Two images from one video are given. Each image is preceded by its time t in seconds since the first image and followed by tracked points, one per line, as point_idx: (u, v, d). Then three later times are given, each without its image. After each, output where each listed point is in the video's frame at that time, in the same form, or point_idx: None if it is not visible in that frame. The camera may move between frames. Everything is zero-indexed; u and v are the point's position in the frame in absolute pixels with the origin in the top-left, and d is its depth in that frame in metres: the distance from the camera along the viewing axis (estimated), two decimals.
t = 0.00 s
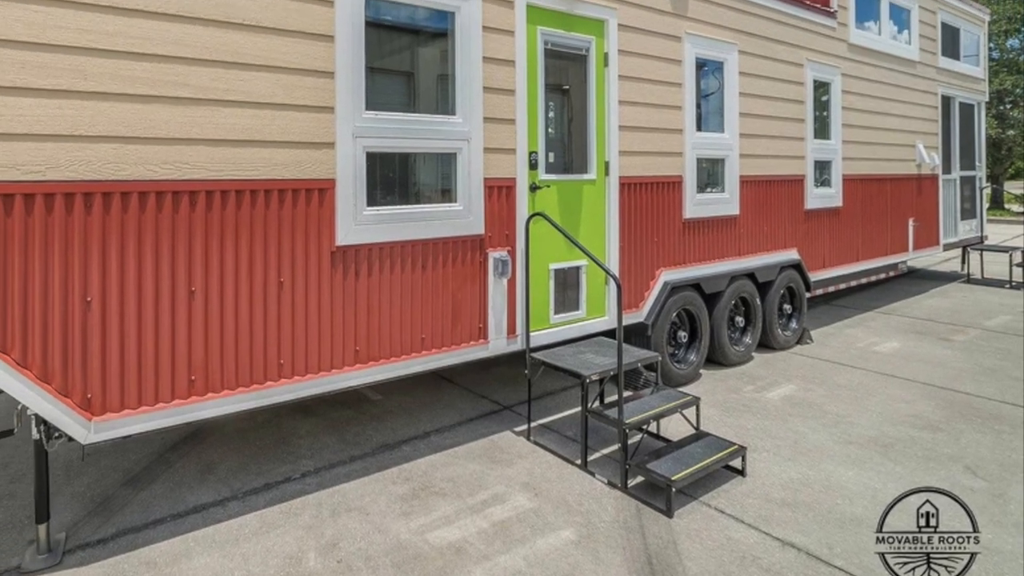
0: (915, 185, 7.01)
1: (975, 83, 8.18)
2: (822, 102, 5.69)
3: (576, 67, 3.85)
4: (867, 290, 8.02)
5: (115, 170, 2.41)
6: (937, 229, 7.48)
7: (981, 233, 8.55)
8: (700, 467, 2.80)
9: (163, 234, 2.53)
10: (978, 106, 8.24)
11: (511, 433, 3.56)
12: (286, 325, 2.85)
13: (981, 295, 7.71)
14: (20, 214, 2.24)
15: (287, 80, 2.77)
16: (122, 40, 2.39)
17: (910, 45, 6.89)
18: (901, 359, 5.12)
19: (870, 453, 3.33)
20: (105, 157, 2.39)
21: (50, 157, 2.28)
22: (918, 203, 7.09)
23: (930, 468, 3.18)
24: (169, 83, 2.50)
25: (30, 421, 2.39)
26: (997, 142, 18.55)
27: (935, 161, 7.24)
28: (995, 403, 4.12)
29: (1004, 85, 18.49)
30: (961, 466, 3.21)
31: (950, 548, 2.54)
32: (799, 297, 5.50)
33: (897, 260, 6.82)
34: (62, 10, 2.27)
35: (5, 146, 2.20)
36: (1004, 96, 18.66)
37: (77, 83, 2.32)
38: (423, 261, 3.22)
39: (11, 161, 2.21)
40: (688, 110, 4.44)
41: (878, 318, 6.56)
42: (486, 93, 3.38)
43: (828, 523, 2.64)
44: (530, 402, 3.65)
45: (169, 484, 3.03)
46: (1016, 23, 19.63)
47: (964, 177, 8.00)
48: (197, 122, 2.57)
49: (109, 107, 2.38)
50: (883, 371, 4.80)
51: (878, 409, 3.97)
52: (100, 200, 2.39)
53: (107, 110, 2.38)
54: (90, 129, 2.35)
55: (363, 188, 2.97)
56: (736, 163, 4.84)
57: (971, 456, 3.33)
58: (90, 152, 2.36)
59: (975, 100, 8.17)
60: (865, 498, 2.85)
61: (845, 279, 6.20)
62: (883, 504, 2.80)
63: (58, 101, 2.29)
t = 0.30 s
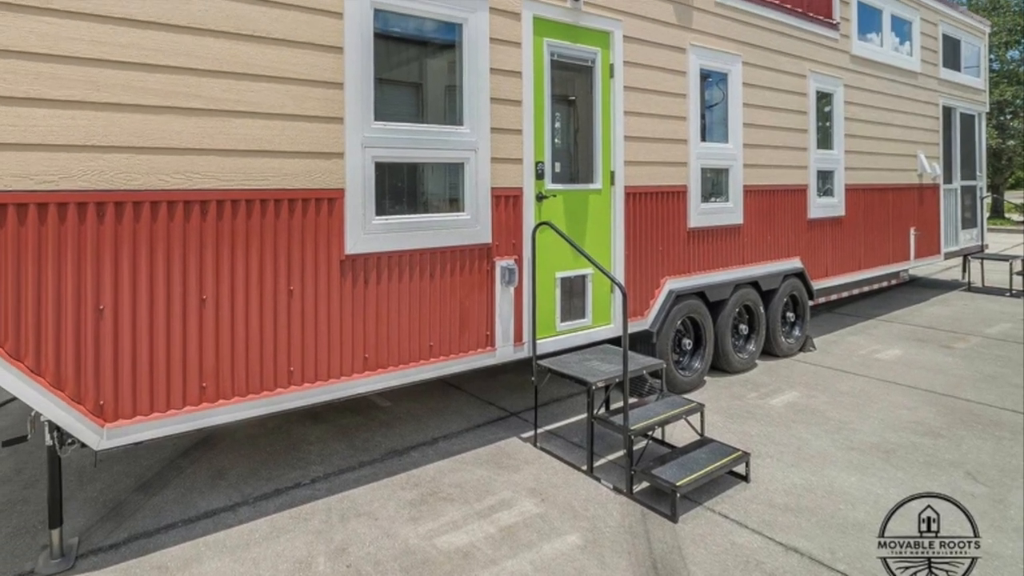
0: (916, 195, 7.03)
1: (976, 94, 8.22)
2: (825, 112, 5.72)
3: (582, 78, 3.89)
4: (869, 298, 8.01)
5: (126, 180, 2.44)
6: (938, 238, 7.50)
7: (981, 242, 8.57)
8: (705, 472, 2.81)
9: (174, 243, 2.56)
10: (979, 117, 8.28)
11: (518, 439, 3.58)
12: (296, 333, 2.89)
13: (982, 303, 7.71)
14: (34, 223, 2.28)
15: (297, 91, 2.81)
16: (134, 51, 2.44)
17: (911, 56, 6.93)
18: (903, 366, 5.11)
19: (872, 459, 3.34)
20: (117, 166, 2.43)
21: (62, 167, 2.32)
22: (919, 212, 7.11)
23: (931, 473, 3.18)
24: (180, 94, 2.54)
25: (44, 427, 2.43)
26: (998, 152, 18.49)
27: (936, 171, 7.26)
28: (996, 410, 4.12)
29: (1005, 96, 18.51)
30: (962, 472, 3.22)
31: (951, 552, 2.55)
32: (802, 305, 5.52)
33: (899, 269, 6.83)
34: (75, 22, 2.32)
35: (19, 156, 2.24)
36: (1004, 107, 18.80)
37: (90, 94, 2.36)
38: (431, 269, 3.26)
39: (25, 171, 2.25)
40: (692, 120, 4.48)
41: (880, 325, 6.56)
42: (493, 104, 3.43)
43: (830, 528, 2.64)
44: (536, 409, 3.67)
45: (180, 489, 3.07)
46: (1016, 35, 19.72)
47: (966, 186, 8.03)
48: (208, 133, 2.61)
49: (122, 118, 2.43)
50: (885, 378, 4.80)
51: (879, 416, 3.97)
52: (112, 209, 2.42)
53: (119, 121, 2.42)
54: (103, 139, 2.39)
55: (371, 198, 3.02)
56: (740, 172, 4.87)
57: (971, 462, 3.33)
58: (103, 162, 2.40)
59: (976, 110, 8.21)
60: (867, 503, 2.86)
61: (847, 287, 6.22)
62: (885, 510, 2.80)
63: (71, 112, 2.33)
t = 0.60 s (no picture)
0: (918, 204, 7.08)
1: (976, 104, 8.27)
2: (827, 123, 5.77)
3: (588, 89, 3.94)
4: (870, 306, 8.03)
5: (137, 189, 2.47)
6: (938, 247, 7.53)
7: (981, 250, 8.62)
8: (709, 478, 2.83)
9: (185, 252, 2.59)
10: (979, 127, 8.33)
11: (525, 445, 3.60)
12: (306, 341, 2.92)
13: (982, 311, 7.73)
14: (46, 232, 2.30)
15: (306, 102, 2.84)
16: (145, 62, 2.46)
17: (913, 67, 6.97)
18: (905, 374, 5.11)
19: (874, 465, 3.35)
20: (129, 176, 2.45)
21: (75, 176, 2.34)
22: (920, 222, 7.15)
23: (932, 479, 3.19)
24: (192, 105, 2.56)
25: (57, 433, 2.46)
26: (998, 162, 19.10)
27: (937, 181, 7.30)
28: (996, 416, 4.12)
29: (1005, 107, 19.17)
30: (962, 477, 3.23)
31: (952, 558, 2.58)
32: (804, 313, 5.55)
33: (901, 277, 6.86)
34: (87, 35, 2.33)
35: (32, 166, 2.26)
36: (1005, 118, 19.41)
37: (102, 104, 2.38)
38: (439, 277, 3.31)
39: (38, 181, 2.27)
40: (697, 131, 4.52)
41: (882, 333, 6.57)
42: (500, 114, 3.47)
43: (833, 533, 2.65)
44: (543, 415, 3.69)
45: (191, 495, 3.10)
46: (1016, 46, 20.69)
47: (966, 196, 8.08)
48: (219, 142, 2.64)
49: (134, 128, 2.45)
50: (887, 385, 4.80)
51: (881, 422, 3.98)
52: (124, 219, 2.45)
53: (131, 131, 2.45)
54: (116, 148, 2.42)
55: (380, 207, 3.06)
56: (744, 182, 4.91)
57: (972, 468, 3.34)
58: (115, 171, 2.42)
59: (976, 121, 8.27)
60: (869, 508, 2.86)
61: (850, 295, 6.24)
62: (887, 515, 2.81)
63: (83, 122, 2.35)
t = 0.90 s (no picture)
0: (919, 213, 7.12)
1: (978, 114, 8.31)
2: (830, 133, 5.81)
3: (594, 99, 3.99)
4: (873, 313, 8.04)
5: (149, 199, 2.50)
6: (939, 255, 7.56)
7: (982, 258, 8.66)
8: (713, 483, 2.84)
9: (196, 260, 2.62)
10: (980, 137, 8.38)
11: (531, 451, 3.63)
12: (315, 348, 2.96)
13: (983, 318, 7.75)
14: (59, 241, 2.33)
15: (316, 112, 2.89)
16: (157, 73, 2.50)
17: (915, 78, 7.02)
18: (907, 380, 5.12)
19: (876, 470, 3.35)
20: (141, 186, 2.48)
21: (88, 186, 2.38)
22: (921, 230, 7.18)
23: (933, 484, 3.20)
24: (202, 115, 2.60)
25: (70, 439, 2.49)
26: (998, 171, 19.46)
27: (938, 190, 7.35)
28: (996, 422, 4.13)
29: (1006, 117, 19.45)
30: (963, 483, 3.23)
31: (953, 562, 2.59)
32: (807, 320, 5.57)
33: (902, 285, 6.90)
34: (99, 45, 2.38)
35: (46, 176, 2.29)
36: (1005, 128, 19.71)
37: (114, 114, 2.42)
38: (446, 285, 3.34)
39: (51, 191, 2.31)
40: (701, 140, 4.56)
41: (884, 340, 6.58)
42: (507, 124, 3.52)
43: (835, 538, 2.66)
44: (549, 421, 3.72)
45: (202, 500, 3.13)
46: (1016, 58, 20.78)
47: (966, 205, 8.12)
48: (230, 152, 2.68)
49: (145, 138, 2.49)
50: (889, 392, 4.81)
51: (883, 428, 3.99)
52: (136, 228, 2.48)
53: (143, 141, 2.48)
54: (128, 158, 2.45)
55: (389, 216, 3.10)
56: (748, 191, 4.94)
57: (973, 473, 3.34)
58: (128, 181, 2.46)
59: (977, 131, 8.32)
60: (871, 513, 2.87)
61: (852, 303, 6.27)
62: (889, 520, 2.82)
63: (96, 132, 2.39)
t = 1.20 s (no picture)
0: (920, 222, 7.16)
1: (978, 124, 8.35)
2: (832, 142, 5.86)
3: (599, 110, 4.03)
4: (874, 321, 8.07)
5: (160, 208, 2.53)
6: (939, 263, 7.59)
7: (981, 266, 8.71)
8: (718, 489, 2.86)
9: (206, 268, 2.66)
10: (980, 147, 8.43)
11: (537, 457, 3.65)
12: (325, 355, 2.99)
13: (983, 326, 7.78)
14: (71, 248, 2.36)
15: (325, 122, 2.93)
16: (168, 84, 2.53)
17: (915, 89, 7.06)
18: (909, 387, 5.13)
19: (878, 475, 3.36)
20: (152, 195, 2.52)
21: (100, 196, 2.41)
22: (922, 239, 7.22)
23: (934, 489, 3.21)
24: (213, 125, 2.64)
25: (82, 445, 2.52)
26: (999, 180, 19.63)
27: (938, 199, 7.39)
28: (997, 428, 4.14)
29: (1005, 127, 19.58)
30: (964, 488, 3.24)
31: (954, 566, 2.59)
32: (810, 327, 5.60)
33: (903, 293, 6.93)
34: (111, 56, 2.41)
35: (58, 185, 2.32)
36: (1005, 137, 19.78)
37: (126, 124, 2.45)
38: (454, 293, 3.38)
39: (63, 200, 2.34)
40: (705, 150, 4.60)
41: (886, 347, 6.60)
42: (513, 134, 3.56)
43: (838, 542, 2.66)
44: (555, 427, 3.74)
45: (212, 505, 3.16)
46: (1016, 69, 20.79)
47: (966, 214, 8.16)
48: (240, 162, 2.72)
49: (156, 147, 2.52)
50: (890, 398, 4.82)
51: (885, 434, 4.00)
52: (147, 236, 2.51)
53: (154, 150, 2.52)
54: (139, 168, 2.49)
55: (397, 225, 3.14)
56: (751, 201, 4.98)
57: (973, 478, 3.35)
58: (138, 191, 2.49)
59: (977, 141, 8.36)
60: (873, 518, 2.88)
61: (853, 310, 6.30)
62: (890, 525, 2.82)
63: (108, 142, 2.42)
